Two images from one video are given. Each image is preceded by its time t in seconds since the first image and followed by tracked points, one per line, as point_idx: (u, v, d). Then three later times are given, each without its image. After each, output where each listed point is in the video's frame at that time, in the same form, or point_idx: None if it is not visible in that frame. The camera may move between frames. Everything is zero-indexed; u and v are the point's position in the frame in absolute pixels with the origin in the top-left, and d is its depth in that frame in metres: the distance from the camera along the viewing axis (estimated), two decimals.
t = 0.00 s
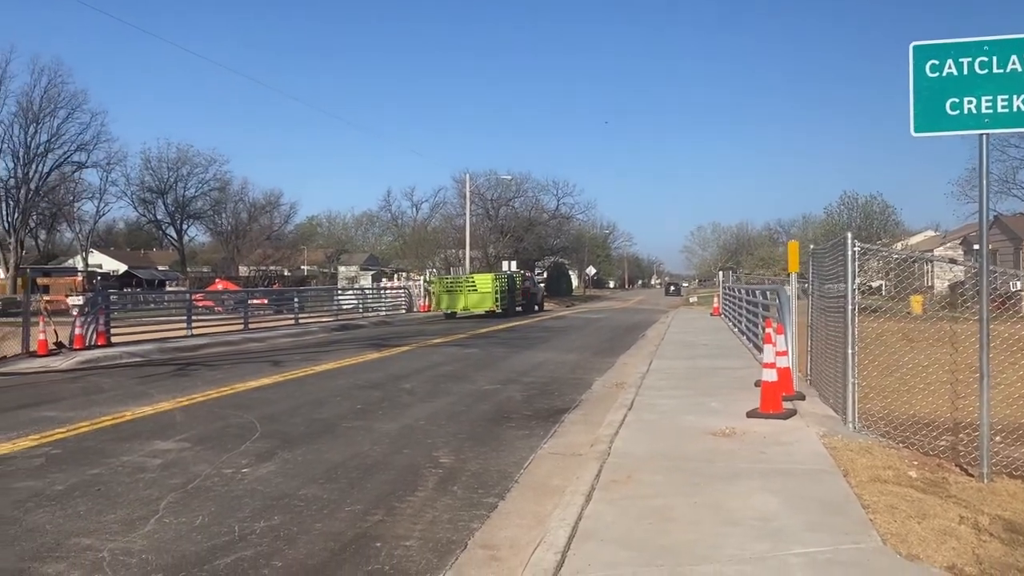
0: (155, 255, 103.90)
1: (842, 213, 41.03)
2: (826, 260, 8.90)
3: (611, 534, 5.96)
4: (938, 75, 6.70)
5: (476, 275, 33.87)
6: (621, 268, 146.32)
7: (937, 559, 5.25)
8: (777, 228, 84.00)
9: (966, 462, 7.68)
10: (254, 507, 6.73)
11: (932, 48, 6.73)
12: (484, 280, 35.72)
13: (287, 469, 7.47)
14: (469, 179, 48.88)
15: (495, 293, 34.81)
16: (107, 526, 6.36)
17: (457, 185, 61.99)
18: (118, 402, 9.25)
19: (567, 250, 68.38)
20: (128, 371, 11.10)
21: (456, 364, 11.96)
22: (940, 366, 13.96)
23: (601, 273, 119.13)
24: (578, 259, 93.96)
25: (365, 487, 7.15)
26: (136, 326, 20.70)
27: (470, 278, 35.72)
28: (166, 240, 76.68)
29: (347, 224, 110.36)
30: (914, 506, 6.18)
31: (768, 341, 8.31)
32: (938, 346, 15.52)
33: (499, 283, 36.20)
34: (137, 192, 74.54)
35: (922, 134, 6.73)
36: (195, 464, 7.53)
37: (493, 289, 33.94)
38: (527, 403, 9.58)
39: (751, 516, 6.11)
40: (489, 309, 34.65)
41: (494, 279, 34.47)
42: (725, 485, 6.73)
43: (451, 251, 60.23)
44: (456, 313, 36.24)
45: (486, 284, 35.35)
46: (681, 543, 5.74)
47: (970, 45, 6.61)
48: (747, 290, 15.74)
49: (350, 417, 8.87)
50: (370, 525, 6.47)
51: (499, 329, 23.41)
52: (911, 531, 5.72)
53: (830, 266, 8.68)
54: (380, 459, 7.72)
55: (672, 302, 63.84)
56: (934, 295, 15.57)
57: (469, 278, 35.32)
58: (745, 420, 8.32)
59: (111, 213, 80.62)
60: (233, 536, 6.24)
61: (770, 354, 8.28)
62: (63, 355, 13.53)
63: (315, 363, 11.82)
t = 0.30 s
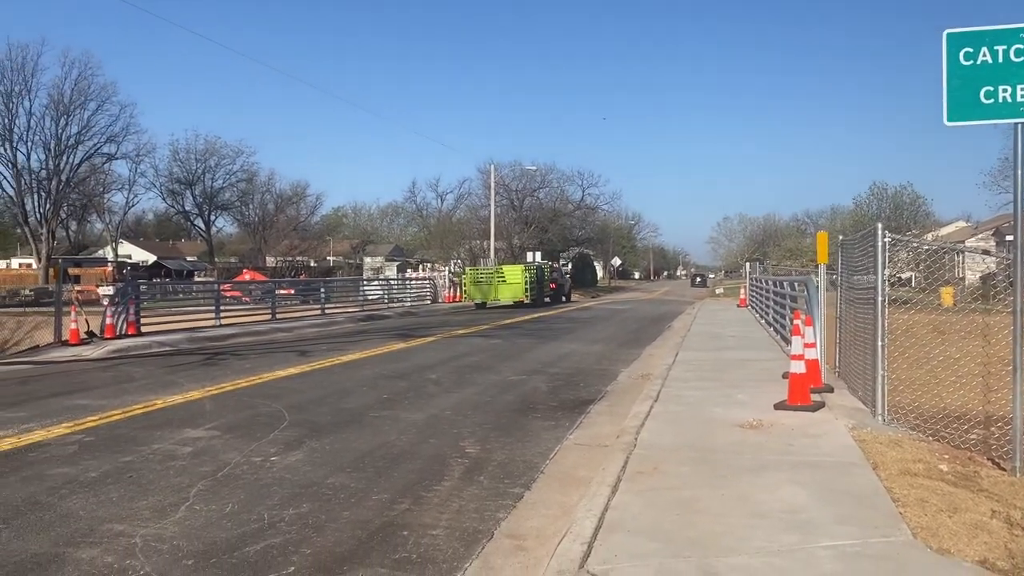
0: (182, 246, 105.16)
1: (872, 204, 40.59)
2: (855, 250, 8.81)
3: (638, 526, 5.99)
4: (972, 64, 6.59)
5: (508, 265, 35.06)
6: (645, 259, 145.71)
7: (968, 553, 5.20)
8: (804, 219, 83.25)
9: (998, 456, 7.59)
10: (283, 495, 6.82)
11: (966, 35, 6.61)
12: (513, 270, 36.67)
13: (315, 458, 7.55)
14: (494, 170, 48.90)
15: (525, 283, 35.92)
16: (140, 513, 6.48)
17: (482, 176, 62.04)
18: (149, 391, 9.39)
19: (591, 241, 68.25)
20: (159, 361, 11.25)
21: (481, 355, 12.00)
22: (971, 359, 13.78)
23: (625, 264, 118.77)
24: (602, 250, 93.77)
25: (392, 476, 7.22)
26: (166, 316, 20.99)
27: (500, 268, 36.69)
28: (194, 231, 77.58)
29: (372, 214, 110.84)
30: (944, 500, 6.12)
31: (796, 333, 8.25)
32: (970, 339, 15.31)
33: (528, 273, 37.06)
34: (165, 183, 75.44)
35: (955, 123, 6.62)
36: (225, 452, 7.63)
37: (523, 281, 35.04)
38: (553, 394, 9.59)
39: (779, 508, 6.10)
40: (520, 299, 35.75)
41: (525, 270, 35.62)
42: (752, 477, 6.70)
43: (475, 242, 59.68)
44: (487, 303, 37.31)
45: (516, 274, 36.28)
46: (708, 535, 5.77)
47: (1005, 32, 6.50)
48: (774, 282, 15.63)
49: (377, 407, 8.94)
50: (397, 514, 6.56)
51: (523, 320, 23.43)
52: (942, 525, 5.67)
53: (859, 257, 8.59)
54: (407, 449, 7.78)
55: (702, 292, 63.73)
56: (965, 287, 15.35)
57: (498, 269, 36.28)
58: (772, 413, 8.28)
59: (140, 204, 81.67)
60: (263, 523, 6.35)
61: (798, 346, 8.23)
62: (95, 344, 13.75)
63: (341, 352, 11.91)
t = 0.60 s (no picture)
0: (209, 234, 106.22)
1: (900, 192, 40.10)
2: (883, 239, 8.70)
3: (662, 514, 6.04)
4: (1005, 49, 6.46)
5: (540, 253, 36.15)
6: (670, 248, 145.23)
7: (997, 546, 5.15)
8: (831, 208, 82.39)
9: None
10: (309, 480, 6.92)
11: (999, 20, 6.49)
12: (541, 258, 37.47)
13: (340, 443, 7.62)
14: (518, 158, 48.81)
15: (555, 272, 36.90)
16: (168, 496, 6.60)
17: (506, 163, 61.97)
18: (176, 376, 9.52)
19: (615, 229, 68.00)
20: (186, 347, 11.39)
21: (504, 343, 12.01)
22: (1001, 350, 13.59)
23: (649, 253, 118.34)
24: (627, 238, 93.55)
25: (417, 462, 7.28)
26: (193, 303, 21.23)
27: (527, 257, 37.47)
28: (220, 218, 78.32)
29: (396, 202, 111.27)
30: (973, 492, 6.06)
31: (822, 322, 8.19)
32: (1000, 329, 15.10)
33: (555, 261, 37.73)
34: (192, 171, 76.16)
35: (988, 110, 6.47)
36: (251, 437, 7.72)
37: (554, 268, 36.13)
38: (576, 382, 9.60)
39: (804, 498, 6.08)
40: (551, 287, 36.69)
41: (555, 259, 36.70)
42: (777, 466, 6.68)
43: (499, 231, 59.61)
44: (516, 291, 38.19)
45: (544, 263, 37.10)
46: (732, 525, 5.80)
47: None
48: (801, 270, 15.48)
49: (401, 394, 9.00)
50: (421, 500, 6.64)
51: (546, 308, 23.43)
52: (970, 517, 5.61)
53: (887, 245, 8.49)
54: (431, 435, 7.83)
55: (727, 281, 63.37)
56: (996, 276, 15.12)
57: (527, 257, 37.19)
58: (798, 402, 8.22)
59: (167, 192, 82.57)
60: (289, 508, 6.46)
61: (824, 335, 8.16)
62: (124, 330, 13.93)
63: (366, 340, 11.99)
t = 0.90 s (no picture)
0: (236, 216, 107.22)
1: (931, 175, 39.47)
2: (913, 223, 8.58)
3: (685, 498, 6.08)
4: None
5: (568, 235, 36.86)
6: (695, 231, 144.27)
7: None
8: (859, 191, 81.32)
9: None
10: (334, 460, 7.01)
11: None
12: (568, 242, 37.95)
13: (364, 425, 7.70)
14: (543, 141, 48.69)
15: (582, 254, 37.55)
16: (196, 475, 6.73)
17: (531, 146, 61.82)
18: (204, 357, 9.66)
19: (639, 213, 67.58)
20: (213, 328, 11.53)
21: (528, 326, 12.03)
22: None
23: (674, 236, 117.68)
24: (652, 221, 93.12)
25: (440, 443, 7.34)
26: (220, 284, 21.47)
27: (555, 240, 37.95)
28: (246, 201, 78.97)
29: (421, 185, 111.54)
30: (1001, 479, 6.00)
31: (849, 307, 8.11)
32: None
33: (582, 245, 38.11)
34: (219, 153, 76.81)
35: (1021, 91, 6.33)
36: (277, 417, 7.83)
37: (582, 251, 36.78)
38: (599, 365, 9.61)
39: (829, 484, 6.08)
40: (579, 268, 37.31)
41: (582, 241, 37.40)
42: (802, 451, 6.66)
43: (523, 214, 59.48)
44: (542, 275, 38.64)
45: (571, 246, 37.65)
46: (756, 510, 5.83)
47: None
48: (828, 255, 15.32)
49: (425, 376, 9.06)
50: (445, 482, 6.72)
51: (571, 292, 23.43)
52: (998, 504, 5.57)
53: (917, 230, 8.37)
54: (454, 417, 7.89)
55: (753, 265, 62.88)
56: None
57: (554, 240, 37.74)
58: (823, 387, 8.17)
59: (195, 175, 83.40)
60: (314, 488, 6.57)
61: (851, 320, 8.09)
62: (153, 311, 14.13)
63: (391, 322, 12.07)
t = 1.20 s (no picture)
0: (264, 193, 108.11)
1: (965, 153, 38.76)
2: (946, 201, 8.43)
3: (710, 475, 6.13)
4: None
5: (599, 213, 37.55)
6: (723, 211, 143.04)
7: None
8: (891, 170, 80.05)
9: None
10: (361, 434, 7.10)
11: None
12: (597, 220, 38.71)
13: (391, 400, 7.78)
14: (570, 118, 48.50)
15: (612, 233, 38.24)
16: (226, 447, 6.85)
17: (558, 124, 61.57)
18: (234, 332, 9.79)
19: (666, 192, 66.97)
20: (242, 304, 11.67)
21: (554, 304, 12.03)
22: None
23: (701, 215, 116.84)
24: (679, 199, 92.53)
25: (466, 419, 7.40)
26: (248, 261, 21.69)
27: (584, 218, 38.69)
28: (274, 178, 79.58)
29: (448, 163, 111.63)
30: None
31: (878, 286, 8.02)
32: None
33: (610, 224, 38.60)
34: (247, 131, 77.36)
35: None
36: (306, 392, 7.93)
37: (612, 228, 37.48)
38: (625, 343, 9.60)
39: (856, 463, 6.07)
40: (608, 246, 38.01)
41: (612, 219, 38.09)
42: (829, 430, 6.64)
43: (549, 192, 59.39)
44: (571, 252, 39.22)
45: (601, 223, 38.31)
46: (782, 488, 5.86)
47: None
48: (858, 234, 15.13)
49: (451, 353, 9.11)
50: (471, 456, 6.78)
51: (596, 270, 23.37)
52: None
53: (950, 209, 8.23)
54: (480, 393, 7.94)
55: (781, 244, 62.30)
56: None
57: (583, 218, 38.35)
58: (851, 367, 8.11)
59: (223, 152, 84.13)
60: (342, 461, 6.67)
61: (880, 300, 8.00)
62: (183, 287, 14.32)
63: (417, 299, 12.13)
